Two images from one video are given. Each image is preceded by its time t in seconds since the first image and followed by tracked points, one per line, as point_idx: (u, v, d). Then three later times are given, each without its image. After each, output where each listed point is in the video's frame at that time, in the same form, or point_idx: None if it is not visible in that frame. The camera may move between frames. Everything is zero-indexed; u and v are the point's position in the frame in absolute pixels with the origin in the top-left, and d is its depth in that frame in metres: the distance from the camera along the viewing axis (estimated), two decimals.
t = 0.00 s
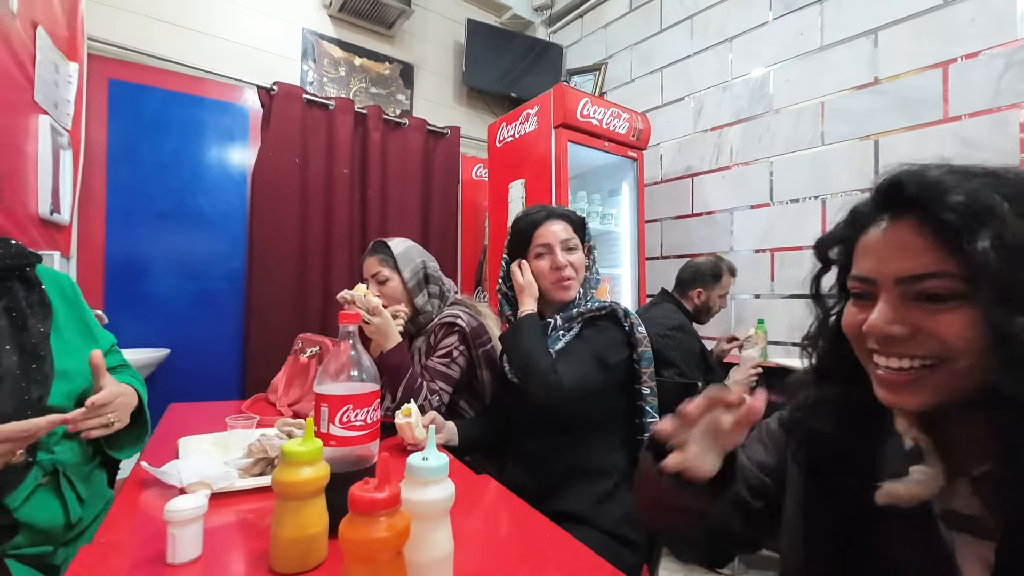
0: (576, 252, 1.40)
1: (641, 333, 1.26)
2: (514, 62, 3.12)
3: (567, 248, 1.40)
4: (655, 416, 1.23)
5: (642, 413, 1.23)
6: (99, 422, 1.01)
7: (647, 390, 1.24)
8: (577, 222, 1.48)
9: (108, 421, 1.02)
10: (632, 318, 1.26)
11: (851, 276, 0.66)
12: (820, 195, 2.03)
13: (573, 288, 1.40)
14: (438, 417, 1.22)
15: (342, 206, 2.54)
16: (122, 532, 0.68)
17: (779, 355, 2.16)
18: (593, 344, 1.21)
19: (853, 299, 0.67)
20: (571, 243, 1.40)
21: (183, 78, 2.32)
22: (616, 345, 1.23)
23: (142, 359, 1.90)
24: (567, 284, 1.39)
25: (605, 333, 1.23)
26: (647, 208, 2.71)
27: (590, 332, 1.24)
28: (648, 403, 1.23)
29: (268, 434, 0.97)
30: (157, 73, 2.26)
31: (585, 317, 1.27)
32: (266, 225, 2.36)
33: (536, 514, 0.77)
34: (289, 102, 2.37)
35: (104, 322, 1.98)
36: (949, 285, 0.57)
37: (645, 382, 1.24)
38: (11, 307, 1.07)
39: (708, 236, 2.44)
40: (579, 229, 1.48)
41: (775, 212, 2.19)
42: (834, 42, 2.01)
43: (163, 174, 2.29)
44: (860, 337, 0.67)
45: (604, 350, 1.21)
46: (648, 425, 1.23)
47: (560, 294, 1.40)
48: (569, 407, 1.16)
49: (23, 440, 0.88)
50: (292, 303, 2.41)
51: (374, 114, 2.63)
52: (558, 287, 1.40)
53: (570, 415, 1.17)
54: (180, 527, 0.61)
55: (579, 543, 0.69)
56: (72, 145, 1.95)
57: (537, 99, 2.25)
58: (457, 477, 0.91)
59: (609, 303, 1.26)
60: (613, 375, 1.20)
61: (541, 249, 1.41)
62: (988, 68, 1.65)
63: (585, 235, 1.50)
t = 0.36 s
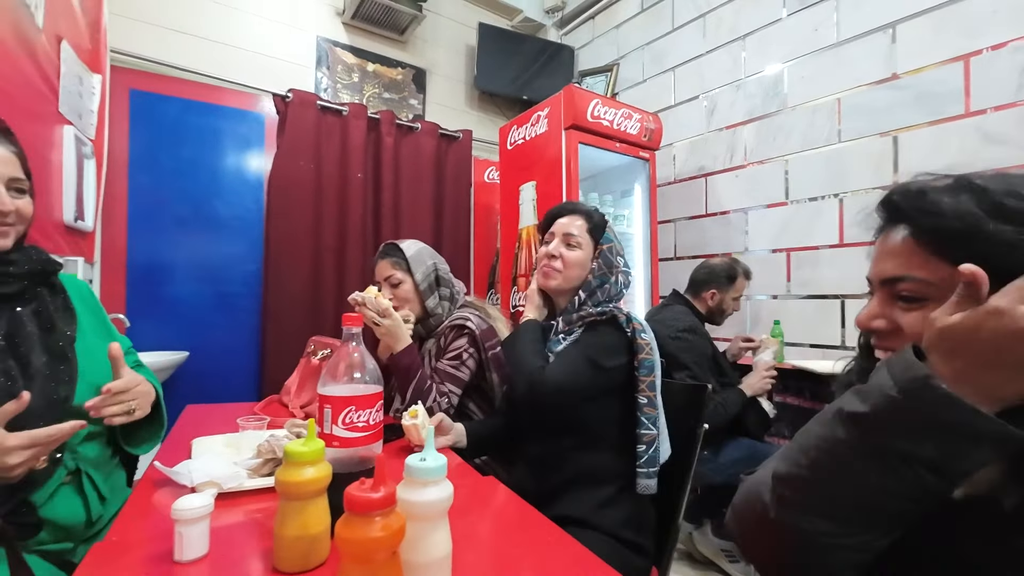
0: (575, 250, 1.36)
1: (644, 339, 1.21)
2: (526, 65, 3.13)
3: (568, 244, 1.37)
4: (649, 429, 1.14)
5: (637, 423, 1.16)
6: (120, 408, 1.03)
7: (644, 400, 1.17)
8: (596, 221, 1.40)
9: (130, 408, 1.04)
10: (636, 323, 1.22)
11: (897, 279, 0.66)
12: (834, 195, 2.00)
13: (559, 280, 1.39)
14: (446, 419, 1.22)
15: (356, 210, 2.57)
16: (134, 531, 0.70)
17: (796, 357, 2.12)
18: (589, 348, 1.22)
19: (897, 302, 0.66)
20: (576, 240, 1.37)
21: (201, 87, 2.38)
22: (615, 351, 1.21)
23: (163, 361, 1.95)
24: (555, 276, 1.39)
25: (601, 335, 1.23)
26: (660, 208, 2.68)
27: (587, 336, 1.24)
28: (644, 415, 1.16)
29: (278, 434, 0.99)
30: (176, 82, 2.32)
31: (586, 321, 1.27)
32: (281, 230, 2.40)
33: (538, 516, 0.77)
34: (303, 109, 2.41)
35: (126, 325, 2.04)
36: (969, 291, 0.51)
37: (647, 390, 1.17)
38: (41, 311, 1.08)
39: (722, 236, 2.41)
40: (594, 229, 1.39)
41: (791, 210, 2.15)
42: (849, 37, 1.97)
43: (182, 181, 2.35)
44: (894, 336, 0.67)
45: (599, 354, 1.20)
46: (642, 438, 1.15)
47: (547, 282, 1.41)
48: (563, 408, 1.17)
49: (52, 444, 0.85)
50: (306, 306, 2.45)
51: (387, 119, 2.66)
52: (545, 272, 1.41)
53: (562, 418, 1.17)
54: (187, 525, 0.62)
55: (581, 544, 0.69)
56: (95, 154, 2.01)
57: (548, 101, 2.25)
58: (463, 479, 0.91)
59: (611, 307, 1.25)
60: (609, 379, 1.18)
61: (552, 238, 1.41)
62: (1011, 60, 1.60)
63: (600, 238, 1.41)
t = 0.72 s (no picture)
0: (584, 257, 1.35)
1: (671, 359, 1.16)
2: (545, 68, 3.14)
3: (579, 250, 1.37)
4: (684, 448, 1.12)
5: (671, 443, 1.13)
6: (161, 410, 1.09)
7: (676, 421, 1.13)
8: (611, 227, 1.36)
9: (170, 411, 1.11)
10: (661, 343, 1.16)
11: (927, 270, 0.64)
12: (862, 193, 1.95)
13: (567, 286, 1.40)
14: (462, 422, 1.24)
15: (379, 216, 2.62)
16: (165, 525, 0.74)
17: (823, 360, 2.07)
18: (618, 381, 1.15)
19: (926, 295, 0.64)
20: (584, 244, 1.36)
21: (231, 99, 2.47)
22: (646, 377, 1.15)
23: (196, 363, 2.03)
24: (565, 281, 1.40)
25: (629, 363, 1.16)
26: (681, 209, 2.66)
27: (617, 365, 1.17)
28: (677, 436, 1.13)
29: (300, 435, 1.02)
30: (207, 95, 2.42)
31: (610, 342, 1.21)
32: (307, 237, 2.47)
33: (548, 519, 0.78)
34: (328, 118, 2.48)
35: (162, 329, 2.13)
36: None
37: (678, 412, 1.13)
38: (83, 315, 1.15)
39: (745, 236, 2.37)
40: (606, 235, 1.36)
41: (818, 210, 2.09)
42: (876, 32, 1.92)
43: (213, 190, 2.44)
44: (918, 330, 0.63)
45: (628, 384, 1.14)
46: (677, 459, 1.13)
47: (559, 289, 1.43)
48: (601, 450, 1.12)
49: (90, 424, 0.92)
50: (331, 310, 2.51)
51: (409, 126, 2.71)
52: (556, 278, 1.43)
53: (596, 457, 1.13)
54: (213, 521, 0.66)
55: (591, 547, 0.70)
56: (133, 166, 2.11)
57: (566, 104, 2.25)
58: (478, 482, 0.92)
59: (634, 327, 1.18)
60: (642, 411, 1.13)
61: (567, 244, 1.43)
62: None
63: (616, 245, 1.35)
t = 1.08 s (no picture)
0: (597, 263, 1.35)
1: (715, 364, 1.11)
2: (575, 65, 3.11)
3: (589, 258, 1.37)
4: (733, 460, 1.10)
5: (717, 454, 1.10)
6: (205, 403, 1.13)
7: (723, 430, 1.10)
8: (605, 221, 1.35)
9: (219, 408, 1.15)
10: (703, 347, 1.11)
11: (975, 257, 0.57)
12: (911, 183, 1.85)
13: (594, 298, 1.40)
14: (490, 420, 1.24)
15: (410, 217, 2.66)
16: (205, 516, 0.77)
17: (867, 359, 1.98)
18: (669, 398, 1.09)
19: (975, 285, 0.57)
20: (593, 251, 1.36)
21: (269, 106, 2.56)
22: (694, 388, 1.10)
23: (237, 361, 2.11)
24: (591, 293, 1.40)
25: (675, 376, 1.10)
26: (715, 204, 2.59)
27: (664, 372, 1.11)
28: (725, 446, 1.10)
29: (331, 431, 1.05)
30: (246, 103, 2.51)
31: (648, 346, 1.17)
32: (341, 238, 2.53)
33: (574, 518, 0.77)
34: (360, 121, 2.53)
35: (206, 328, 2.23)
36: None
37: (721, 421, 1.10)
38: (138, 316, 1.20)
39: (784, 231, 2.29)
40: (604, 232, 1.35)
41: (862, 202, 2.00)
42: (925, 13, 1.81)
43: (253, 195, 2.53)
44: (967, 323, 0.57)
45: (679, 401, 1.08)
46: (725, 471, 1.11)
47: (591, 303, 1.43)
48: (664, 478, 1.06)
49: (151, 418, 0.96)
50: (365, 309, 2.56)
51: (439, 127, 2.74)
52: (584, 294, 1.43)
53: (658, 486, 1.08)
54: (247, 512, 0.68)
55: (617, 549, 0.69)
56: (178, 172, 2.21)
57: (595, 100, 2.23)
58: (505, 479, 0.93)
59: (673, 331, 1.13)
60: (696, 426, 1.08)
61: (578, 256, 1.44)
62: None
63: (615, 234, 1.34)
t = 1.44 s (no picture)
0: (632, 258, 1.31)
1: (767, 358, 1.08)
2: (611, 57, 3.06)
3: (623, 254, 1.33)
4: (803, 457, 1.08)
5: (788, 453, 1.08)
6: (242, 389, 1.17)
7: (790, 427, 1.07)
8: (637, 215, 1.33)
9: (251, 390, 1.18)
10: (754, 343, 1.07)
11: None
12: (977, 168, 1.72)
13: (630, 296, 1.35)
14: (527, 415, 1.24)
15: (447, 214, 2.69)
16: (251, 504, 0.80)
17: (927, 358, 1.86)
18: (738, 408, 1.05)
19: None
20: (626, 246, 1.32)
21: (310, 109, 2.63)
22: (755, 389, 1.06)
23: (283, 356, 2.19)
24: (626, 292, 1.35)
25: (736, 380, 1.06)
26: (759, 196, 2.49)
27: (710, 373, 1.09)
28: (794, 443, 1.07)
29: (371, 424, 1.07)
30: (289, 107, 2.59)
31: (692, 348, 1.14)
32: (381, 236, 2.58)
33: (612, 516, 0.76)
34: (397, 121, 2.57)
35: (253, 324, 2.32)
36: None
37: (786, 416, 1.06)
38: (186, 311, 1.26)
39: (834, 223, 2.18)
40: (636, 227, 1.32)
41: (922, 190, 1.88)
42: None
43: (296, 196, 2.61)
44: None
45: (748, 410, 1.04)
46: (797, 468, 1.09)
47: (626, 302, 1.37)
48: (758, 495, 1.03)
49: (198, 408, 0.99)
50: (403, 306, 2.61)
51: (474, 124, 2.75)
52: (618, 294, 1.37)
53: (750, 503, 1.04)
54: (290, 502, 0.70)
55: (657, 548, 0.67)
56: (227, 175, 2.30)
57: (632, 92, 2.18)
58: (541, 476, 0.92)
59: (718, 329, 1.10)
60: (767, 429, 1.05)
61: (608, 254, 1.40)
62: None
63: (647, 229, 1.30)
